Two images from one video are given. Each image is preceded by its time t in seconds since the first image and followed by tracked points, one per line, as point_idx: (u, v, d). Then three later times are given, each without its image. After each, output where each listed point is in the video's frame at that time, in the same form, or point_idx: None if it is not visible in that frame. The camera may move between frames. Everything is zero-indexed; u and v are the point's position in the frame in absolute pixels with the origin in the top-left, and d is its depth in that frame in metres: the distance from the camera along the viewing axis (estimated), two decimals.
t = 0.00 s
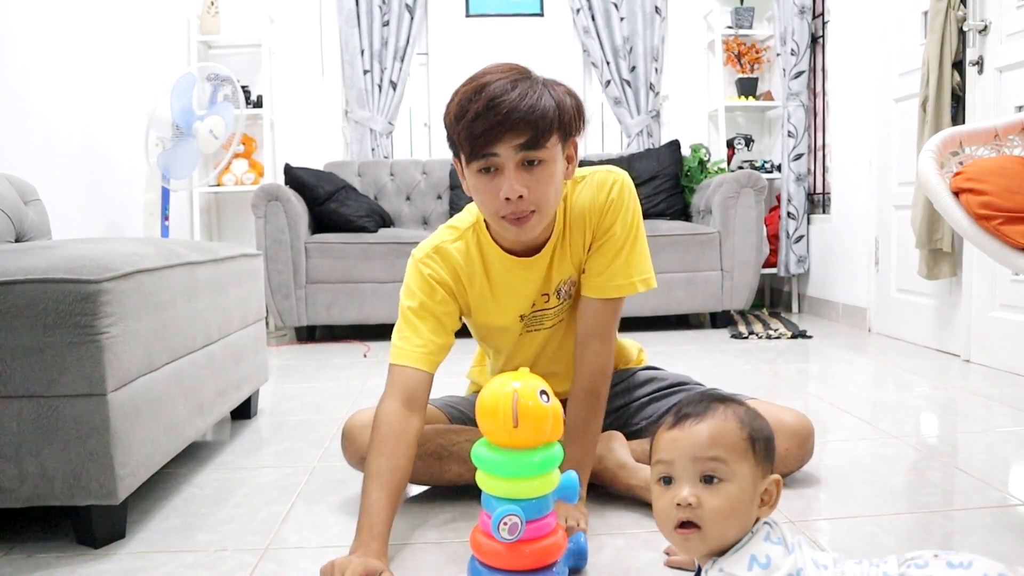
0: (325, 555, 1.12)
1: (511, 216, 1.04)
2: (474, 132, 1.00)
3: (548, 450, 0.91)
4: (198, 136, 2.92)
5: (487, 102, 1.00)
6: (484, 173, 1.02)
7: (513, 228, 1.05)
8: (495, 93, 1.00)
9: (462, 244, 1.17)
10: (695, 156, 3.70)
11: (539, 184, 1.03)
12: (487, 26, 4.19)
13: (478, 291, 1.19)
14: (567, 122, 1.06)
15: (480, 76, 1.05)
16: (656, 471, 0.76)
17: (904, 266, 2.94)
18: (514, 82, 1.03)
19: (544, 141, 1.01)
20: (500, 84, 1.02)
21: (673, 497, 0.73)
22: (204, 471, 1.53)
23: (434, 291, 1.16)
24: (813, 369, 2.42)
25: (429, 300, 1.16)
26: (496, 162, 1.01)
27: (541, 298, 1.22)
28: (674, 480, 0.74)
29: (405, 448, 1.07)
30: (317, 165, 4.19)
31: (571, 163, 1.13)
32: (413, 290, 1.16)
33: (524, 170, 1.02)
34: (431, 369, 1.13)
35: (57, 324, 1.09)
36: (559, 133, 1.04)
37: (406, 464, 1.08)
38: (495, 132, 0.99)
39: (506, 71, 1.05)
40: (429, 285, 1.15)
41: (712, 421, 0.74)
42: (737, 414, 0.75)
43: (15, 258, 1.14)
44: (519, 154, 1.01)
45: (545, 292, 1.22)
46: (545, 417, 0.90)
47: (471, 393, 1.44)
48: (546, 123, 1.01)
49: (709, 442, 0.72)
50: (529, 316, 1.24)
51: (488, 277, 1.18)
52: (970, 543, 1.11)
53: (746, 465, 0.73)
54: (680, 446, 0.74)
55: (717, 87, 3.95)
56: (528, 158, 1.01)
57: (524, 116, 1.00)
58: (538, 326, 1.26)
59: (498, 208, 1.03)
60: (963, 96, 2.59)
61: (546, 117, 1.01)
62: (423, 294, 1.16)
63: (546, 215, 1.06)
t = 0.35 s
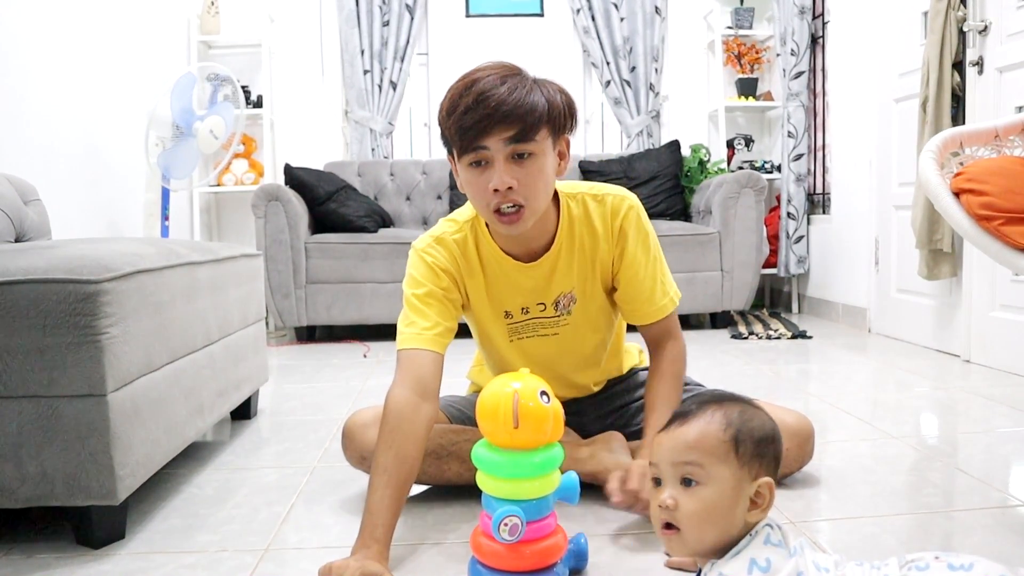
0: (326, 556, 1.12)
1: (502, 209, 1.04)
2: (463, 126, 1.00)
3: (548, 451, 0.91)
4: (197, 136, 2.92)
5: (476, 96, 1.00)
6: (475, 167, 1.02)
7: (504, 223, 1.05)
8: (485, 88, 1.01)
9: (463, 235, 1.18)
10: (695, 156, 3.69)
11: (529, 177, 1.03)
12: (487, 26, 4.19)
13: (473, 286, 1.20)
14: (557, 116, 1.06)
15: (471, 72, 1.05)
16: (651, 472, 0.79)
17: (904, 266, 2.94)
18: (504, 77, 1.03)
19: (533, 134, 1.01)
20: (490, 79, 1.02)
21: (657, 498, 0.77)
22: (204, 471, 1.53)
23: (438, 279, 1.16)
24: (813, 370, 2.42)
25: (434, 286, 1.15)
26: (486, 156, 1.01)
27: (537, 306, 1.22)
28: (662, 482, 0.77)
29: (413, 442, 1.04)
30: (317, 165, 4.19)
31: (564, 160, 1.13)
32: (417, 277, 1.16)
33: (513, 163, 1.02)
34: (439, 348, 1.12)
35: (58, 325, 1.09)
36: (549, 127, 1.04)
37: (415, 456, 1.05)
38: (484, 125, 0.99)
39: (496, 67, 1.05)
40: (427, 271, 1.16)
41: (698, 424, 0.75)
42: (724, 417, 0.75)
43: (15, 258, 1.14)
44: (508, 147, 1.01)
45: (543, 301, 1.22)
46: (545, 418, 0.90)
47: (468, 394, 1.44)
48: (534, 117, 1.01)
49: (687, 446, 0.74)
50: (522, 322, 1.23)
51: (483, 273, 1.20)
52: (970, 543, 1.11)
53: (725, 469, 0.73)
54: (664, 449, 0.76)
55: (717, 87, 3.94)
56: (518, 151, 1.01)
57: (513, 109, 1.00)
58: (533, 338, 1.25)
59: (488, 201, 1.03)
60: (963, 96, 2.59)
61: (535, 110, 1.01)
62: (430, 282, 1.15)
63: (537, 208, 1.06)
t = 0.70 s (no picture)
0: (324, 554, 1.12)
1: (512, 216, 1.04)
2: (477, 131, 1.00)
3: (547, 449, 0.91)
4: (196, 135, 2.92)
5: (491, 101, 1.00)
6: (487, 172, 1.02)
7: (513, 230, 1.05)
8: (500, 92, 1.00)
9: (475, 233, 1.18)
10: (694, 156, 3.70)
11: (541, 185, 1.03)
12: (486, 26, 4.20)
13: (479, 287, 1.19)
14: (572, 123, 1.06)
15: (488, 75, 1.05)
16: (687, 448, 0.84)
17: (902, 266, 2.94)
18: (520, 82, 1.02)
19: (548, 142, 1.01)
20: (506, 84, 1.02)
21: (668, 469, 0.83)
22: (203, 470, 1.53)
23: (446, 275, 1.15)
24: (811, 369, 2.42)
25: (442, 283, 1.14)
26: (498, 161, 1.01)
27: (542, 315, 1.22)
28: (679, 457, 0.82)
29: (416, 441, 1.04)
30: (315, 164, 4.19)
31: (578, 168, 1.13)
32: (425, 272, 1.15)
33: (526, 170, 1.02)
34: (445, 348, 1.11)
35: (55, 323, 1.09)
36: (564, 134, 1.04)
37: (416, 454, 1.05)
38: (497, 131, 0.99)
39: (513, 71, 1.05)
40: (436, 267, 1.15)
41: (702, 412, 0.78)
42: (718, 409, 0.76)
43: (13, 256, 1.14)
44: (521, 153, 1.01)
45: (547, 311, 1.21)
46: (543, 416, 0.90)
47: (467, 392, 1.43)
48: (550, 124, 1.01)
49: (682, 424, 0.79)
50: (525, 329, 1.23)
51: (490, 275, 1.19)
52: (969, 542, 1.11)
53: (694, 458, 0.76)
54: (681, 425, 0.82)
55: (716, 87, 3.95)
56: (530, 158, 1.01)
57: (528, 116, 0.99)
58: (534, 345, 1.25)
59: (498, 207, 1.03)
60: (962, 96, 2.59)
61: (550, 117, 1.01)
62: (437, 277, 1.14)
63: (548, 216, 1.06)
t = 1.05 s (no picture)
0: (322, 554, 1.12)
1: (531, 219, 1.04)
2: (499, 132, 1.00)
3: (546, 448, 0.91)
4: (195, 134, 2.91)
5: (515, 102, 1.00)
6: (508, 174, 1.02)
7: (532, 233, 1.05)
8: (524, 94, 1.00)
9: (485, 230, 1.17)
10: (694, 155, 3.70)
11: (562, 189, 1.03)
12: (485, 26, 4.20)
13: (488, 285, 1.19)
14: (595, 128, 1.06)
15: (510, 77, 1.05)
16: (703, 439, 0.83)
17: (901, 266, 2.94)
18: (544, 84, 1.02)
19: (570, 145, 1.01)
20: (529, 86, 1.02)
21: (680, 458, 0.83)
22: (201, 469, 1.53)
23: (454, 272, 1.14)
24: (810, 369, 2.41)
25: (450, 280, 1.13)
26: (520, 163, 1.01)
27: (552, 314, 1.21)
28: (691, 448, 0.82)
29: (419, 441, 1.04)
30: (314, 164, 4.18)
31: (597, 173, 1.13)
32: (432, 268, 1.14)
33: (547, 173, 1.02)
34: (452, 348, 1.11)
35: (53, 322, 1.09)
36: (586, 139, 1.04)
37: (417, 456, 1.05)
38: (520, 133, 0.99)
39: (535, 73, 1.05)
40: (446, 264, 1.14)
41: (711, 407, 0.77)
42: (724, 409, 0.75)
43: (11, 255, 1.13)
44: (543, 156, 1.01)
45: (558, 310, 1.21)
46: (542, 415, 0.90)
47: (467, 392, 1.43)
48: (573, 128, 1.01)
49: (691, 417, 0.79)
50: (534, 328, 1.23)
51: (500, 273, 1.19)
52: (967, 541, 1.11)
53: (691, 454, 0.76)
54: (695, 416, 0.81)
55: (715, 86, 3.95)
56: (552, 161, 1.01)
57: (552, 118, 0.99)
58: (545, 344, 1.24)
59: (518, 210, 1.03)
60: (961, 95, 2.59)
61: (574, 120, 1.01)
62: (445, 274, 1.13)
63: (567, 220, 1.06)
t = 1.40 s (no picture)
0: (322, 552, 1.12)
1: (538, 214, 1.04)
2: (508, 126, 0.99)
3: (546, 445, 0.91)
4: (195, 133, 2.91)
5: (524, 97, 0.99)
6: (515, 168, 1.02)
7: (538, 227, 1.05)
8: (533, 89, 1.00)
9: (488, 227, 1.17)
10: (694, 153, 3.69)
11: (569, 184, 1.03)
12: (484, 24, 4.19)
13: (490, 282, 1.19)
14: (603, 124, 1.06)
15: (518, 71, 1.04)
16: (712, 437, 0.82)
17: (902, 264, 2.94)
18: (553, 80, 1.02)
19: (578, 141, 1.01)
20: (538, 82, 1.01)
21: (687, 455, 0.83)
22: (201, 468, 1.53)
23: (457, 270, 1.14)
24: (810, 367, 2.41)
25: (452, 277, 1.13)
26: (528, 158, 1.01)
27: (555, 313, 1.21)
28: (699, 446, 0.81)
29: (420, 440, 1.04)
30: (314, 162, 4.18)
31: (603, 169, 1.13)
32: (435, 265, 1.13)
33: (555, 168, 1.02)
34: (453, 346, 1.10)
35: (53, 320, 1.09)
36: (594, 135, 1.04)
37: (417, 455, 1.05)
38: (530, 127, 0.99)
39: (543, 68, 1.04)
40: (449, 261, 1.14)
41: (717, 411, 0.76)
42: (726, 417, 0.74)
43: (10, 253, 1.13)
44: (552, 151, 1.00)
45: (561, 308, 1.21)
46: (542, 412, 0.90)
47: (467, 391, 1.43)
48: (582, 124, 1.01)
49: (696, 418, 0.78)
50: (537, 326, 1.22)
51: (503, 270, 1.19)
52: (968, 539, 1.10)
53: (692, 459, 0.76)
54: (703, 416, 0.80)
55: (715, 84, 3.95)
56: (560, 157, 1.01)
57: (561, 114, 0.99)
58: (548, 342, 1.24)
59: (525, 204, 1.03)
60: (962, 93, 2.59)
61: (583, 116, 1.01)
62: (448, 271, 1.13)
63: (573, 216, 1.06)
